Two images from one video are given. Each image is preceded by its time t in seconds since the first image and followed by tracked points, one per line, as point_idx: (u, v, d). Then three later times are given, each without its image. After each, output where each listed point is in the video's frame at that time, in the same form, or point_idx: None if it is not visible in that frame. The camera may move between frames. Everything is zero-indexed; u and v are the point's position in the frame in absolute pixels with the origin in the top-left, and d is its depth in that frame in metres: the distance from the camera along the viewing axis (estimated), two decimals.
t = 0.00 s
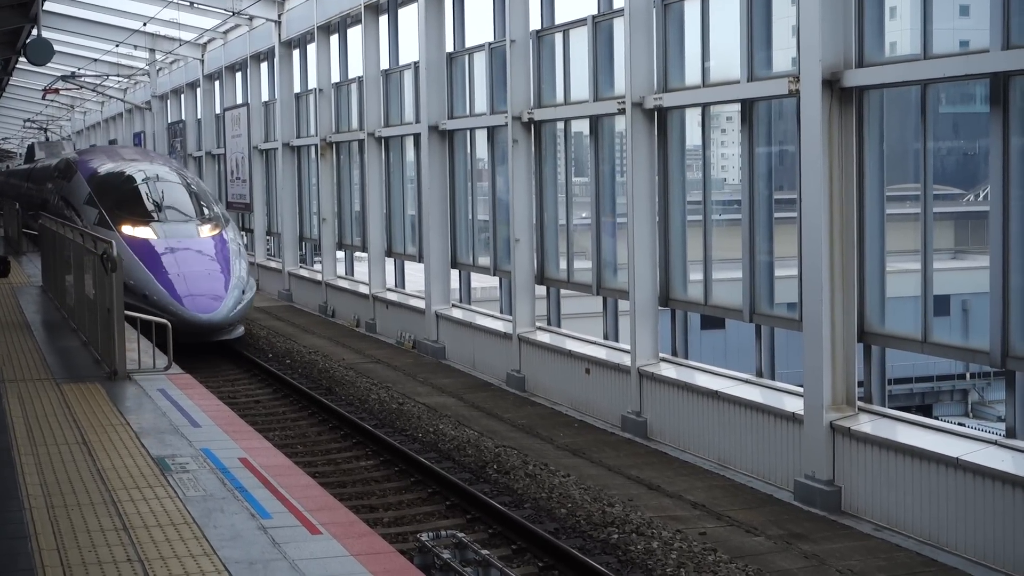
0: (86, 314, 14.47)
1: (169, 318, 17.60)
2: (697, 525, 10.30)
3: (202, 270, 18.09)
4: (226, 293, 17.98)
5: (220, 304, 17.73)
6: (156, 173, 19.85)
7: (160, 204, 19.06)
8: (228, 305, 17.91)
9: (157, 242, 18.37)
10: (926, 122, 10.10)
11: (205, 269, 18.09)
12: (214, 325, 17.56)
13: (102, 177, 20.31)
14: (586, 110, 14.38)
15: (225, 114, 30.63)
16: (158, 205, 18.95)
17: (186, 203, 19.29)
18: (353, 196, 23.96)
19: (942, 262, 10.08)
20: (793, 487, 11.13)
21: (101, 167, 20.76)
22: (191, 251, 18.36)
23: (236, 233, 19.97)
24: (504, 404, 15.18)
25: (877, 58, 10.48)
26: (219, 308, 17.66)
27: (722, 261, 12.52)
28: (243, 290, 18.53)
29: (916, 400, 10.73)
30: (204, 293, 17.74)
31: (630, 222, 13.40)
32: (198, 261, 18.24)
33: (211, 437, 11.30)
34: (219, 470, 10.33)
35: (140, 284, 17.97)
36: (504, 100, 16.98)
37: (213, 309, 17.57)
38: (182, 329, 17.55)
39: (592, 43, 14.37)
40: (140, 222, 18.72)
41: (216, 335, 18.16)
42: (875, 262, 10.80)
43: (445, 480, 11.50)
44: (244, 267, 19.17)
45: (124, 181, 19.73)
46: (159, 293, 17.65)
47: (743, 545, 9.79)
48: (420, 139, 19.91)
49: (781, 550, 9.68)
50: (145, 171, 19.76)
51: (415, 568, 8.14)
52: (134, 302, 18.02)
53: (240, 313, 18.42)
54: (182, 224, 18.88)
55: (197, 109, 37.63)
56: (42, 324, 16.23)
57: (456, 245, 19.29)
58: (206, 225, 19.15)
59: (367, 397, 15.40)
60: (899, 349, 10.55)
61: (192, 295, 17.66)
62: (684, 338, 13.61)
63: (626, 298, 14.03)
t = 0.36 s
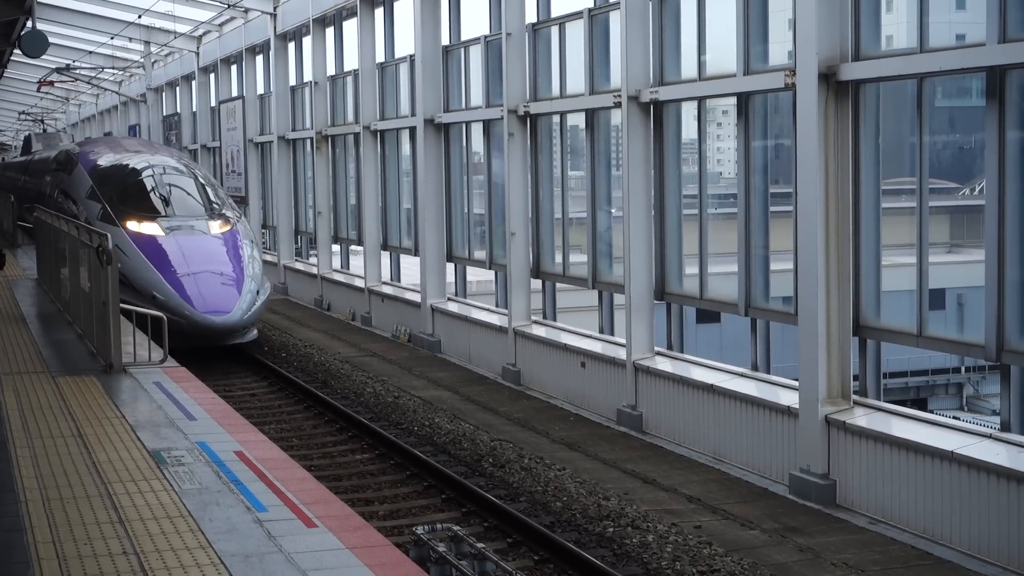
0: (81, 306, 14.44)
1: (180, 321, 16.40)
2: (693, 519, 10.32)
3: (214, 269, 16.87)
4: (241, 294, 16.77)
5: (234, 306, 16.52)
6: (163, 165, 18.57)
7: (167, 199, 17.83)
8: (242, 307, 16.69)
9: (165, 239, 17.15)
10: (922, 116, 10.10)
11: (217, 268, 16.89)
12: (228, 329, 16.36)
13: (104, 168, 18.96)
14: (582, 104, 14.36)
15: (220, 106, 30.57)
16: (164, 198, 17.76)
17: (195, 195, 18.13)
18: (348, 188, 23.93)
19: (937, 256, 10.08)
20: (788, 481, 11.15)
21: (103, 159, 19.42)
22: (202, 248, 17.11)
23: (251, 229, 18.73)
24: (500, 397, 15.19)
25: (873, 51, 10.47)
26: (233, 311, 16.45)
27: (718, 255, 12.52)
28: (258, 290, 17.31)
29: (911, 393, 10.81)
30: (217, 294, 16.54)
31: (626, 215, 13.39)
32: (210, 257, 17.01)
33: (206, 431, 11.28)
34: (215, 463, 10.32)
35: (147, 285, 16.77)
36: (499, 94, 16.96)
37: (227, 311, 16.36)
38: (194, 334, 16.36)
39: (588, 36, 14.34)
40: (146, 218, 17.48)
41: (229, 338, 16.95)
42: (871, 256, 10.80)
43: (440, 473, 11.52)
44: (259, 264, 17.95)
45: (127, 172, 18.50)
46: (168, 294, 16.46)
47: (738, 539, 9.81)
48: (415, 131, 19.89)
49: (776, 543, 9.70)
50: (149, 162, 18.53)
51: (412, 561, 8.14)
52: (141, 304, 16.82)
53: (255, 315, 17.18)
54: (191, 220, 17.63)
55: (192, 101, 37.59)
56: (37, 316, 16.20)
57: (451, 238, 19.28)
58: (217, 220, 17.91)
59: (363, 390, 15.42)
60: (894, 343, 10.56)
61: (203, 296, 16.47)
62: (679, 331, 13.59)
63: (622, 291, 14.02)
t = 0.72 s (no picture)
0: (75, 303, 14.39)
1: (192, 326, 15.48)
2: (687, 514, 10.32)
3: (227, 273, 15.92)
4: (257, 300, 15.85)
5: (249, 309, 15.59)
6: (169, 161, 17.71)
7: (174, 196, 16.99)
8: (258, 311, 15.75)
9: (173, 240, 16.27)
10: (917, 111, 10.11)
11: (231, 272, 15.95)
12: (243, 334, 15.41)
13: (107, 165, 18.01)
14: (577, 99, 14.36)
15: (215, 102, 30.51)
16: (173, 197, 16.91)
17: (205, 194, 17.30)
18: (343, 184, 23.93)
19: (932, 252, 10.10)
20: (783, 476, 11.16)
21: (107, 155, 18.44)
22: (213, 251, 16.20)
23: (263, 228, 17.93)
24: (494, 393, 15.20)
25: (869, 47, 10.47)
26: (249, 314, 15.52)
27: (713, 251, 12.52)
28: (273, 294, 16.39)
29: (906, 388, 10.80)
30: (230, 298, 15.61)
31: (621, 210, 13.38)
32: (221, 261, 16.09)
33: (201, 426, 11.26)
34: (209, 459, 10.30)
35: (156, 289, 15.86)
36: (494, 89, 16.96)
37: (242, 315, 15.43)
38: (208, 339, 15.43)
39: (583, 31, 14.33)
40: (153, 216, 16.66)
41: (244, 346, 16.01)
42: (866, 251, 10.81)
43: (435, 469, 11.54)
44: (273, 267, 17.04)
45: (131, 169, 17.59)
46: (179, 298, 15.56)
47: (732, 534, 9.82)
48: (410, 127, 19.88)
49: (770, 539, 9.72)
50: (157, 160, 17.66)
51: (406, 557, 8.14)
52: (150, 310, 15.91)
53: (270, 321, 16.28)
54: (200, 218, 16.82)
55: (187, 97, 37.55)
56: (31, 313, 16.16)
57: (446, 234, 19.28)
58: (227, 220, 17.09)
59: (358, 386, 15.42)
60: (889, 338, 10.57)
61: (215, 298, 15.56)
62: (675, 327, 13.60)
63: (617, 287, 14.02)
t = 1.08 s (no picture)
0: (69, 294, 14.26)
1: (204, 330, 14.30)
2: (681, 507, 10.35)
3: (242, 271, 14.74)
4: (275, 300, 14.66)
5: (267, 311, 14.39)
6: (176, 152, 16.54)
7: (182, 188, 15.85)
8: (276, 313, 14.57)
9: (183, 236, 15.09)
10: (911, 106, 10.13)
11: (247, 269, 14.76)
12: (261, 338, 14.22)
13: (109, 156, 16.71)
14: (572, 92, 14.35)
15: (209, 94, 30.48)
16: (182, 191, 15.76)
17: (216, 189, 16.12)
18: (338, 176, 23.90)
19: (925, 246, 10.11)
20: (777, 469, 11.19)
21: (109, 146, 17.11)
22: (226, 247, 15.02)
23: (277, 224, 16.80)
24: (489, 385, 15.22)
25: (863, 40, 10.48)
26: (266, 317, 14.33)
27: (707, 245, 12.53)
28: (292, 294, 15.21)
29: (899, 382, 10.84)
30: (244, 299, 14.42)
31: (616, 204, 13.38)
32: (235, 257, 14.91)
33: (195, 418, 11.22)
34: (204, 451, 10.28)
35: (165, 289, 14.70)
36: (489, 82, 16.93)
37: (259, 318, 14.24)
38: (222, 344, 14.26)
39: (579, 24, 14.31)
40: (161, 212, 15.46)
41: (260, 350, 14.84)
42: (860, 245, 10.83)
43: (430, 461, 11.56)
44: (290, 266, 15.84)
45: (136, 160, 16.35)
46: (190, 299, 14.38)
47: (726, 527, 9.86)
48: (405, 119, 19.85)
49: (764, 531, 9.75)
50: (163, 151, 16.46)
51: (400, 549, 8.15)
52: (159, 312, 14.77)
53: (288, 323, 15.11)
54: (211, 213, 15.64)
55: (181, 88, 37.48)
56: (25, 304, 16.11)
57: (441, 226, 19.26)
58: (239, 215, 15.89)
59: (352, 378, 15.43)
60: (882, 332, 10.60)
61: (229, 300, 14.37)
62: (669, 320, 13.61)
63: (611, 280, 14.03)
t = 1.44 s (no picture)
0: (67, 289, 13.93)
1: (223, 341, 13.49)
2: (678, 504, 10.36)
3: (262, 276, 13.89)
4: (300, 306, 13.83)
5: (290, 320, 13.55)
6: (189, 149, 15.68)
7: (197, 186, 14.98)
8: (300, 320, 13.74)
9: (198, 237, 14.25)
10: (911, 104, 10.14)
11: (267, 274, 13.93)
12: (284, 349, 13.38)
13: (118, 152, 15.79)
14: (572, 90, 14.34)
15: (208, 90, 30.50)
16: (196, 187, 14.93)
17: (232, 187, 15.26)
18: (336, 172, 23.90)
19: (924, 245, 10.12)
20: (774, 467, 11.20)
21: (117, 140, 16.21)
22: (243, 251, 14.15)
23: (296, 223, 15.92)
24: (486, 382, 15.23)
25: (863, 39, 10.49)
26: (289, 325, 13.50)
27: (706, 243, 12.53)
28: (315, 300, 14.37)
29: (897, 380, 10.84)
30: (266, 307, 13.58)
31: (615, 201, 13.38)
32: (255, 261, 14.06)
33: (193, 412, 11.13)
34: (201, 446, 10.26)
35: (181, 294, 13.87)
36: (488, 79, 16.93)
37: (282, 327, 13.41)
38: (243, 354, 13.45)
39: (579, 21, 14.30)
40: (174, 210, 14.61)
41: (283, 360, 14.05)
42: (858, 244, 10.83)
43: (427, 458, 11.58)
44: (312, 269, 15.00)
45: (146, 155, 15.47)
46: (208, 306, 13.55)
47: (723, 525, 9.87)
48: (404, 116, 19.85)
49: (761, 529, 9.77)
50: (175, 147, 15.62)
51: (399, 545, 8.17)
52: (174, 319, 13.93)
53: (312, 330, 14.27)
54: (226, 212, 14.80)
55: (180, 84, 37.47)
56: (23, 298, 16.07)
57: (439, 223, 19.27)
58: (256, 214, 15.03)
59: (350, 374, 15.44)
60: (879, 330, 10.61)
61: (249, 307, 13.54)
62: (667, 317, 13.60)
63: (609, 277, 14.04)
